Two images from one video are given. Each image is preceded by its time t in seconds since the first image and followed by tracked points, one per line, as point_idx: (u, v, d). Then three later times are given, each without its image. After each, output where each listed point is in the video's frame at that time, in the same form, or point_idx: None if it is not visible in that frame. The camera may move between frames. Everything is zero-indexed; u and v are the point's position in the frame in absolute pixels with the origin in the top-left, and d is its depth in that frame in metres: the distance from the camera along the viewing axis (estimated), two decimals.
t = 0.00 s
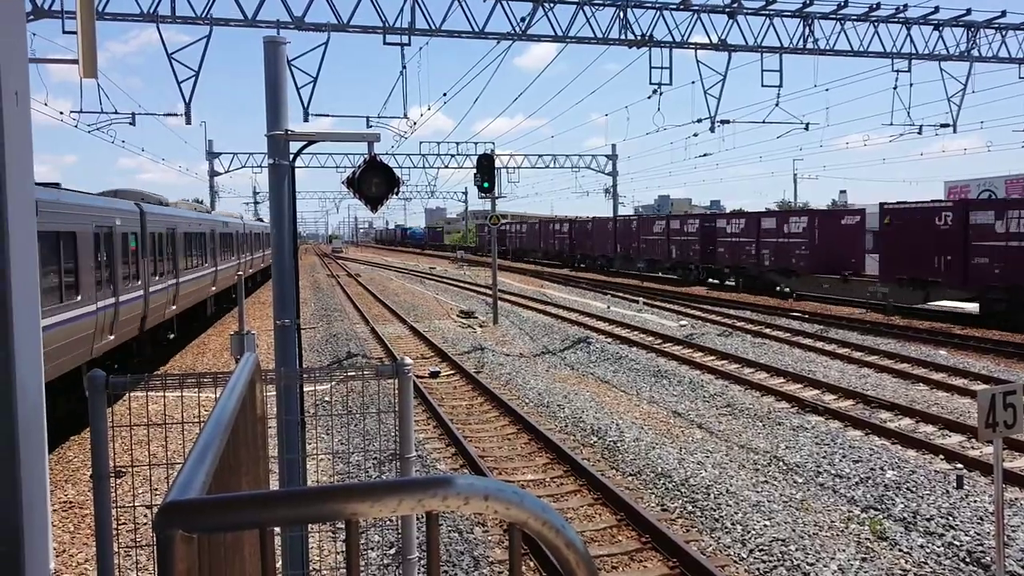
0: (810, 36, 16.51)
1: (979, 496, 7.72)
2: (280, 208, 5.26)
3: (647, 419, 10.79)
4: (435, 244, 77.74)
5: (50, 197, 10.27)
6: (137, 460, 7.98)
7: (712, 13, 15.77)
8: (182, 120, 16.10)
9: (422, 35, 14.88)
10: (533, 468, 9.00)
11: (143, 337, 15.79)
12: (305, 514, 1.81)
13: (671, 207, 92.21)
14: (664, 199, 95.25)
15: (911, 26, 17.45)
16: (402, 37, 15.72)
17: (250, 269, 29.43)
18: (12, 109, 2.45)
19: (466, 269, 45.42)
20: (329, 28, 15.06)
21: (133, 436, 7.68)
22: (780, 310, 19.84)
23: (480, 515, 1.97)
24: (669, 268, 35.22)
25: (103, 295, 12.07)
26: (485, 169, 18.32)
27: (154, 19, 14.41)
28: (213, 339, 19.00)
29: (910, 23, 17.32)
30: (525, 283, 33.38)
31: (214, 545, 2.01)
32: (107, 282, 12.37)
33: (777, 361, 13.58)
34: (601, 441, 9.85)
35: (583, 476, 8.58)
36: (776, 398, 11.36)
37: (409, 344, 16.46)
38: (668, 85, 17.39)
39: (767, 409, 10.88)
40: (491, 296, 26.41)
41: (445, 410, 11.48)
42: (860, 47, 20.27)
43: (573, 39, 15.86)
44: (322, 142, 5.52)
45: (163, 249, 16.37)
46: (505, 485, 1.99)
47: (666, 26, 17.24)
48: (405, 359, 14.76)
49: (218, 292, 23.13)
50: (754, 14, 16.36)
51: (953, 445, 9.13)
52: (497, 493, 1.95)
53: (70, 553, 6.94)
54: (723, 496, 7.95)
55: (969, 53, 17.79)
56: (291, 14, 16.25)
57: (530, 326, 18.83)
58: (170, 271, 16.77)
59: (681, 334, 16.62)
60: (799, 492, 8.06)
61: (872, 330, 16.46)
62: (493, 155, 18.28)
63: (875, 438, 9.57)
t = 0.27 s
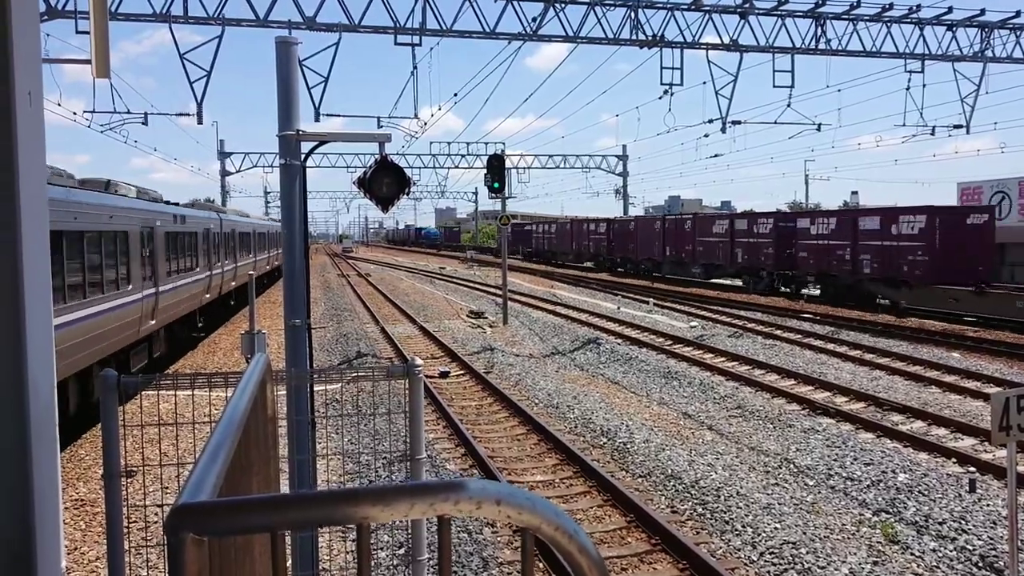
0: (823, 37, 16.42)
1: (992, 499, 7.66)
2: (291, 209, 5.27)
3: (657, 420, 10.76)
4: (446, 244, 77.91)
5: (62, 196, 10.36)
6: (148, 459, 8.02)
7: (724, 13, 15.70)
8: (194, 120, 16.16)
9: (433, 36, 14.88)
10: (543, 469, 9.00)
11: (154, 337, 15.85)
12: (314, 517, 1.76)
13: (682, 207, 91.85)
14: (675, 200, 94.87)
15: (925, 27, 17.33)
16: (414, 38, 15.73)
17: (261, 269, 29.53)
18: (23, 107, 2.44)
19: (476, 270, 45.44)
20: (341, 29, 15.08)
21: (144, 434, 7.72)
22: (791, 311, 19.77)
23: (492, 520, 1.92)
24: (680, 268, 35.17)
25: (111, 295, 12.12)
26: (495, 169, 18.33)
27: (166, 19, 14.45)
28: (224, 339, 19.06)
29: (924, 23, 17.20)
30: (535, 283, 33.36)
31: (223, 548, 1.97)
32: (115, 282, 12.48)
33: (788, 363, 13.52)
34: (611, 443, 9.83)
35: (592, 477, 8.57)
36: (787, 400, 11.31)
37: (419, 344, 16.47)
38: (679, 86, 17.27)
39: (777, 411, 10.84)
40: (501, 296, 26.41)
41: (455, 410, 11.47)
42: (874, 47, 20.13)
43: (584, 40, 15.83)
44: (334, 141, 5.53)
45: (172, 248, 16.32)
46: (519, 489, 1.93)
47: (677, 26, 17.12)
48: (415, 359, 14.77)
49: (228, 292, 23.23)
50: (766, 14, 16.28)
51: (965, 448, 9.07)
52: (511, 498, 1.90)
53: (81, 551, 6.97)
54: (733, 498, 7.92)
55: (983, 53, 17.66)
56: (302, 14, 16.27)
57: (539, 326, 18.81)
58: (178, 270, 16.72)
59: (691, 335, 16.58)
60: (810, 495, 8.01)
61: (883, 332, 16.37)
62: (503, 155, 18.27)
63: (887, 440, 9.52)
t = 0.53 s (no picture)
0: (835, 38, 16.33)
1: (1007, 504, 7.60)
2: (305, 211, 5.28)
3: (668, 422, 10.73)
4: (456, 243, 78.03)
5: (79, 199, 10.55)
6: (160, 459, 8.06)
7: (736, 14, 15.63)
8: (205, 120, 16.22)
9: (444, 37, 14.87)
10: (553, 471, 8.98)
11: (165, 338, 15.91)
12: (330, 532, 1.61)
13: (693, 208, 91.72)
14: (686, 200, 94.59)
15: (939, 27, 17.20)
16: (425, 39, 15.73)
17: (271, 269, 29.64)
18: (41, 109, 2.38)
19: (486, 270, 45.53)
20: (352, 30, 15.10)
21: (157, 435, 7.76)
22: (802, 313, 19.68)
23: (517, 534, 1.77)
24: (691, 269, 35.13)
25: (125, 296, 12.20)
26: (506, 170, 18.32)
27: (178, 21, 14.48)
28: (235, 339, 19.13)
29: (938, 24, 17.07)
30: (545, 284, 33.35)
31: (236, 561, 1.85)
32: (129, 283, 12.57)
33: (799, 365, 13.47)
34: (622, 445, 9.80)
35: (603, 480, 8.55)
36: (799, 403, 11.26)
37: (429, 345, 16.49)
38: (691, 87, 17.20)
39: (789, 414, 10.79)
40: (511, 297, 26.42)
41: (465, 412, 11.48)
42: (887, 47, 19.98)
43: (595, 41, 15.79)
44: (347, 144, 5.53)
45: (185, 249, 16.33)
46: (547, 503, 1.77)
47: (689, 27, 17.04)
48: (425, 360, 14.79)
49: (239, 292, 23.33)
50: (778, 15, 16.20)
51: (979, 452, 9.01)
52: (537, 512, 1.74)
53: (94, 551, 7.01)
54: (745, 501, 7.89)
55: (997, 54, 17.51)
56: (314, 15, 16.29)
57: (549, 327, 18.80)
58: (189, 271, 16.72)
59: (702, 337, 16.54)
60: (823, 499, 7.97)
61: (896, 334, 16.28)
62: (514, 156, 18.27)
63: (899, 444, 9.46)
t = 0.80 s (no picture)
0: (847, 38, 16.26)
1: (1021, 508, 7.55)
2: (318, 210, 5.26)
3: (678, 424, 10.70)
4: (464, 243, 78.04)
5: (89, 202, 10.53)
6: (171, 458, 8.07)
7: (747, 14, 15.57)
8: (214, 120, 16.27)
9: (454, 37, 14.86)
10: (564, 472, 8.96)
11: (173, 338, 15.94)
12: (355, 541, 1.59)
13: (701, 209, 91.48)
14: (693, 201, 94.38)
15: (951, 27, 17.10)
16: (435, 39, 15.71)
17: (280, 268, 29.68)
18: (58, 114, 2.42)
19: (494, 270, 45.51)
20: (362, 30, 15.10)
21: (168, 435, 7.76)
22: (812, 314, 19.61)
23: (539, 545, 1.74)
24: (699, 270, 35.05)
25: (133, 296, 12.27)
26: (515, 170, 18.30)
27: (188, 21, 14.50)
28: (244, 338, 19.15)
29: (950, 24, 16.97)
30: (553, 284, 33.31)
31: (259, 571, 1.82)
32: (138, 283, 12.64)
33: (810, 367, 13.41)
34: (632, 447, 9.77)
35: (614, 482, 8.52)
36: (810, 405, 11.21)
37: (438, 345, 16.48)
38: (701, 87, 17.14)
39: (800, 416, 10.75)
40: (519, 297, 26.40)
41: (475, 412, 11.47)
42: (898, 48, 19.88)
43: (605, 41, 15.75)
44: (360, 145, 5.52)
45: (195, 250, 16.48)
46: (571, 512, 1.75)
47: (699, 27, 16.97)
48: (434, 360, 14.78)
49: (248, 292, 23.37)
50: (789, 15, 16.13)
51: (993, 455, 8.95)
52: (562, 521, 1.72)
53: (104, 550, 7.02)
54: (757, 504, 7.85)
55: (1010, 54, 17.40)
56: (324, 15, 16.30)
57: (558, 328, 18.76)
58: (195, 272, 16.88)
59: (711, 338, 16.49)
60: (834, 502, 7.94)
61: (907, 335, 16.20)
62: (523, 157, 18.24)
63: (911, 446, 9.41)
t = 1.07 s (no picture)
0: (852, 38, 16.23)
1: None
2: (328, 212, 5.26)
3: (683, 425, 10.68)
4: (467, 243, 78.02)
5: (126, 196, 11.70)
6: (177, 459, 8.06)
7: (752, 14, 15.55)
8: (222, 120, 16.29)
9: (459, 37, 14.85)
10: (570, 474, 8.94)
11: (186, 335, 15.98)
12: (382, 548, 1.58)
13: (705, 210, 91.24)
14: (696, 202, 94.25)
15: (957, 27, 17.06)
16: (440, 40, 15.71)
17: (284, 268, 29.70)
18: (69, 116, 2.48)
19: (497, 270, 45.49)
20: (368, 31, 15.10)
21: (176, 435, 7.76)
22: (817, 315, 19.57)
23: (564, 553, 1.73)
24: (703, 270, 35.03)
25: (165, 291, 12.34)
26: (520, 171, 18.30)
27: (194, 21, 14.50)
28: (248, 338, 19.15)
29: (956, 25, 16.94)
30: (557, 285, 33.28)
31: None
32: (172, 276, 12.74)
33: (815, 368, 13.39)
34: (638, 448, 9.75)
35: (620, 483, 8.51)
36: (816, 406, 11.19)
37: (443, 346, 16.47)
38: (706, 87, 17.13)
39: (806, 417, 10.73)
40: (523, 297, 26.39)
41: (480, 413, 11.46)
42: (904, 49, 19.84)
43: (611, 41, 15.75)
44: (369, 145, 5.51)
45: (223, 248, 17.76)
46: (594, 520, 1.74)
47: (705, 27, 16.95)
48: (439, 361, 14.78)
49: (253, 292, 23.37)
50: (794, 15, 16.11)
51: (1000, 457, 8.93)
52: (587, 528, 1.71)
53: (111, 551, 7.01)
54: (764, 506, 7.83)
55: (1016, 55, 17.36)
56: (330, 15, 16.30)
57: (562, 329, 18.75)
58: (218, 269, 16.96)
59: (716, 339, 16.47)
60: (842, 504, 7.91)
61: (912, 337, 16.17)
62: (527, 157, 18.24)
63: (918, 448, 9.39)
